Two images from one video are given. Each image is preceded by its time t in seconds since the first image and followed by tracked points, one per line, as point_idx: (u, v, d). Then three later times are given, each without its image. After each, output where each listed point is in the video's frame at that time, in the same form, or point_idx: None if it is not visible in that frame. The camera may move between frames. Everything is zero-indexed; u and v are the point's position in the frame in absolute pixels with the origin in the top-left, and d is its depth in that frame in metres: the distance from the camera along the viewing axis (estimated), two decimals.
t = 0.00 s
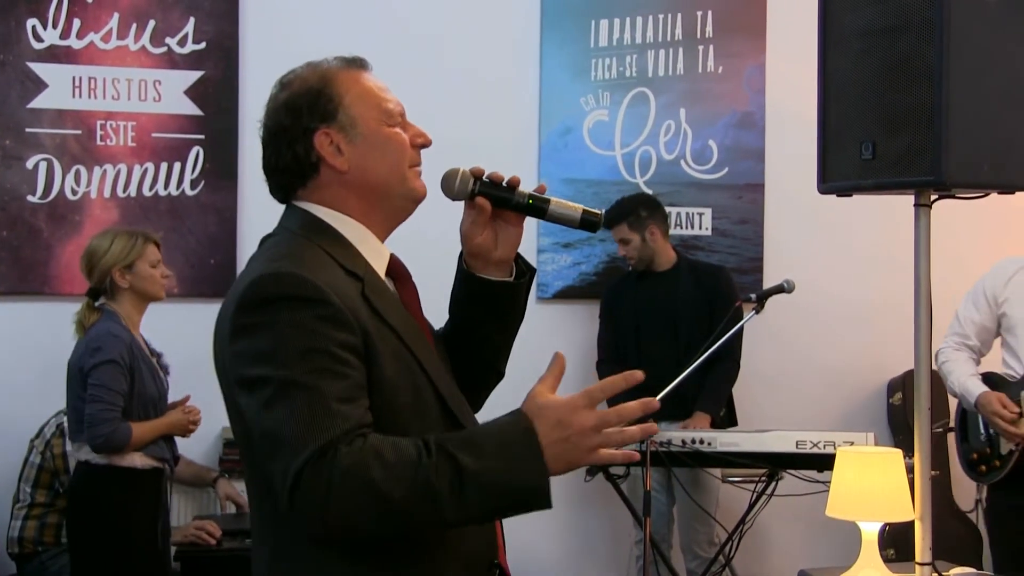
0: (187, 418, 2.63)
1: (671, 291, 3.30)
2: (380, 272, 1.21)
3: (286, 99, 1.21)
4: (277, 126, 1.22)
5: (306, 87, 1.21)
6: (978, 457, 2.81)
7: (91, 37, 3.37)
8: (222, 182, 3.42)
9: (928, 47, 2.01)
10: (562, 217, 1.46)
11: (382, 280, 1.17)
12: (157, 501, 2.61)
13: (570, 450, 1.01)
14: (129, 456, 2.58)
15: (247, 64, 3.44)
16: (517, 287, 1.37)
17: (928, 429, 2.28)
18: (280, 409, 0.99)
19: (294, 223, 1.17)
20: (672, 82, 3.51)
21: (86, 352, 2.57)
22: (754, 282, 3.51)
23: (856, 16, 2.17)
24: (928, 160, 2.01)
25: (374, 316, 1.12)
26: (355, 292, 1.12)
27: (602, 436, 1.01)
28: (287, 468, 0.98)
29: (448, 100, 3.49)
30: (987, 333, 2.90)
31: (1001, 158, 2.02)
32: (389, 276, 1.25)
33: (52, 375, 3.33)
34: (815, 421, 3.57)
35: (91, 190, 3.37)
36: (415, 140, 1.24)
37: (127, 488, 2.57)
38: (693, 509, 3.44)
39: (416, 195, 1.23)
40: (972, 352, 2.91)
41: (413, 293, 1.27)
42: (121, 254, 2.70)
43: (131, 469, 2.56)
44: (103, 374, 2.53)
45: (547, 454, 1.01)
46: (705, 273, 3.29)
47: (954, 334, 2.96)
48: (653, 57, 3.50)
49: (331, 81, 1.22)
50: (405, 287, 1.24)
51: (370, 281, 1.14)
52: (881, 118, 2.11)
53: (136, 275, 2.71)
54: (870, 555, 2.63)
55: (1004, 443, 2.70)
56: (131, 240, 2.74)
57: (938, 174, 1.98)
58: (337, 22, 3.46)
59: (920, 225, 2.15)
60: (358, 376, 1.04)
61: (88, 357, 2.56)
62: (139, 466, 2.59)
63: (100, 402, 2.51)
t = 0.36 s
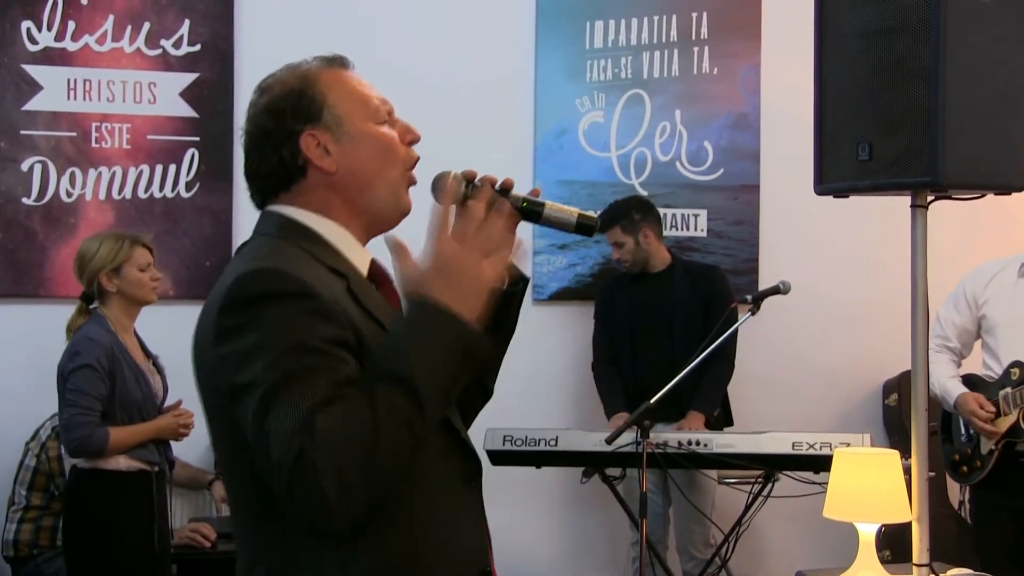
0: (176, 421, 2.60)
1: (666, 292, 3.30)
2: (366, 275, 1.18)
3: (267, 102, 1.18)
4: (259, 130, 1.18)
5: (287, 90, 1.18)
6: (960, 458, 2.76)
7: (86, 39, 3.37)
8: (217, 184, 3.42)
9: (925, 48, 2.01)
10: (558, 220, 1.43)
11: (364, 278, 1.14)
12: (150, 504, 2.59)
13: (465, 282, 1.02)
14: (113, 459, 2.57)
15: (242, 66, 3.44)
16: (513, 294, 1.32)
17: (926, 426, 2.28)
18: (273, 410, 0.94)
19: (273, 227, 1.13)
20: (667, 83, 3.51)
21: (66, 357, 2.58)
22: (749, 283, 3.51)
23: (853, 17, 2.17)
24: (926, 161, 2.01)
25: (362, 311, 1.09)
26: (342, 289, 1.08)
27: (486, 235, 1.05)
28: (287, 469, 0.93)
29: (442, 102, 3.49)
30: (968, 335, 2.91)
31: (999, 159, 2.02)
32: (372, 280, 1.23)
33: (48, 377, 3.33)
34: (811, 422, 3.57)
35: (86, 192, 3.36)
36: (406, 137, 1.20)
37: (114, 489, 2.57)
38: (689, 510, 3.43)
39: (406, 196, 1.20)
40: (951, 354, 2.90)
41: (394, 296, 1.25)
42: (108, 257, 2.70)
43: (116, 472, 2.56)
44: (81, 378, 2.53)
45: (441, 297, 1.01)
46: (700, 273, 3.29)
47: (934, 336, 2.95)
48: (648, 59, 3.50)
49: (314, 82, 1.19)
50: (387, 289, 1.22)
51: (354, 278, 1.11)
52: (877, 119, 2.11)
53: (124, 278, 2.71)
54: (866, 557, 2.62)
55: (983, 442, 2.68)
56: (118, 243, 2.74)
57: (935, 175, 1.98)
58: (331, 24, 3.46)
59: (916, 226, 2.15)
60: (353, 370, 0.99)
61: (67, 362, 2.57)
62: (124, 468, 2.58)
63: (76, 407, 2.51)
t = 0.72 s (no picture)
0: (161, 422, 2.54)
1: (664, 292, 3.29)
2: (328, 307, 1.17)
3: (224, 135, 1.16)
4: (216, 162, 1.17)
5: (244, 121, 1.16)
6: (950, 461, 2.75)
7: (86, 38, 3.37)
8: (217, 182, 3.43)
9: (927, 48, 2.00)
10: (524, 239, 1.32)
11: (327, 308, 1.12)
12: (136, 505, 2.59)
13: (452, 333, 0.98)
14: (97, 456, 2.55)
15: (242, 65, 3.44)
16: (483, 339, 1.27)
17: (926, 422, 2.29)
18: (232, 456, 0.91)
19: (230, 264, 1.11)
20: (666, 84, 3.50)
21: (57, 353, 2.61)
22: (748, 285, 3.51)
23: (853, 18, 2.16)
24: (927, 162, 2.00)
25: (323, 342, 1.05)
26: (302, 324, 1.05)
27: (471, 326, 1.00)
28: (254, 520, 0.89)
29: (442, 101, 3.49)
30: (956, 339, 2.90)
31: (1001, 160, 2.02)
32: (338, 309, 1.23)
33: (47, 375, 3.33)
34: (809, 424, 3.57)
35: (86, 191, 3.37)
36: (363, 171, 1.18)
37: (105, 487, 2.56)
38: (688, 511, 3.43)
39: (368, 229, 1.17)
40: (942, 358, 2.87)
41: (363, 323, 1.25)
42: (101, 254, 2.71)
43: (98, 469, 2.54)
44: (61, 374, 2.55)
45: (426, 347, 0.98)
46: (699, 273, 3.29)
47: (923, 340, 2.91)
48: (648, 59, 3.50)
49: (272, 114, 1.17)
50: (353, 317, 1.23)
51: (314, 311, 1.09)
52: (877, 120, 2.10)
53: (116, 276, 2.71)
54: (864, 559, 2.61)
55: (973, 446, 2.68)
56: (114, 239, 2.76)
57: (937, 177, 1.97)
58: (331, 22, 3.46)
59: (917, 227, 2.14)
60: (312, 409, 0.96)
61: (57, 358, 2.60)
62: (107, 466, 2.56)
63: (55, 403, 2.53)
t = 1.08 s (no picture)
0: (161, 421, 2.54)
1: (667, 292, 3.29)
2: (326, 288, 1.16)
3: (211, 123, 1.17)
4: (203, 152, 1.17)
5: (230, 109, 1.17)
6: (958, 461, 2.76)
7: (91, 38, 3.38)
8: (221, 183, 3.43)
9: (933, 49, 1.99)
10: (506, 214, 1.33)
11: (328, 290, 1.13)
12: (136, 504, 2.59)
13: (454, 300, 0.99)
14: (98, 455, 2.56)
15: (246, 64, 3.44)
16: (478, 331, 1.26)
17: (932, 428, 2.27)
18: (242, 435, 0.93)
19: (228, 250, 1.11)
20: (670, 84, 3.50)
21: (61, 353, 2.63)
22: (752, 285, 3.50)
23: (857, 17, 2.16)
24: (931, 163, 2.00)
25: (324, 325, 1.08)
26: (305, 306, 1.07)
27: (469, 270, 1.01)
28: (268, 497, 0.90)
29: (446, 102, 3.49)
30: (964, 340, 2.91)
31: (1005, 161, 2.01)
32: (337, 291, 1.23)
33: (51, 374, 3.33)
34: (813, 425, 3.56)
35: (90, 190, 3.37)
36: (353, 154, 1.19)
37: (107, 487, 2.56)
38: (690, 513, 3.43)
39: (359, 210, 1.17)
40: (950, 359, 2.89)
41: (364, 304, 1.25)
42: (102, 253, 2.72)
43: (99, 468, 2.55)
44: (61, 373, 2.56)
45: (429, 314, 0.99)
46: (703, 273, 3.28)
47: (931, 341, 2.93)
48: (652, 59, 3.50)
49: (258, 102, 1.17)
50: (353, 299, 1.23)
51: (316, 293, 1.10)
52: (882, 121, 2.10)
53: (116, 275, 2.71)
54: (868, 561, 2.61)
55: (984, 445, 2.67)
56: (114, 239, 2.76)
57: (941, 178, 1.96)
58: (335, 23, 3.47)
59: (922, 227, 2.14)
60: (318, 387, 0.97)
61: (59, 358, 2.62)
62: (109, 466, 2.57)
63: (56, 402, 2.54)
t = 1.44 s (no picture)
0: (187, 422, 2.60)
1: (677, 293, 3.29)
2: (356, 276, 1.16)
3: (231, 118, 1.16)
4: (226, 145, 1.17)
5: (249, 103, 1.16)
6: (990, 461, 2.78)
7: (101, 40, 3.39)
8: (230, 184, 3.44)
9: (941, 49, 1.99)
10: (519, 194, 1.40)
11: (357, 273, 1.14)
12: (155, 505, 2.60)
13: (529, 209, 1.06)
14: (120, 457, 2.57)
15: (255, 67, 3.45)
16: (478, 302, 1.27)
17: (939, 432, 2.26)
18: (290, 356, 0.99)
19: (258, 238, 1.11)
20: (679, 85, 3.50)
21: (78, 353, 2.60)
22: (762, 286, 3.50)
23: (866, 17, 2.15)
24: (940, 163, 1.99)
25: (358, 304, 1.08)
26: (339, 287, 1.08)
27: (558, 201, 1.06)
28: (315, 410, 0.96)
29: (454, 103, 3.49)
30: (994, 337, 2.87)
31: (1016, 162, 2.00)
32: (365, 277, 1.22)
33: (61, 375, 3.34)
34: (822, 425, 3.56)
35: (100, 192, 3.38)
36: (367, 141, 1.18)
37: (125, 487, 2.57)
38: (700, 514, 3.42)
39: (374, 199, 1.17)
40: (979, 357, 2.86)
41: (392, 289, 1.24)
42: (124, 253, 2.71)
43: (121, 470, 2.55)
44: (87, 374, 2.54)
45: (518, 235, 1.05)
46: (714, 274, 3.28)
47: (962, 338, 2.91)
48: (661, 60, 3.50)
49: (275, 94, 1.16)
50: (382, 283, 1.21)
51: (345, 275, 1.10)
52: (891, 121, 2.09)
53: (137, 277, 2.71)
54: (878, 561, 2.61)
55: (1015, 445, 2.69)
56: (134, 241, 2.74)
57: (950, 178, 1.96)
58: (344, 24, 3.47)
59: (930, 228, 2.14)
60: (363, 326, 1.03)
61: (79, 358, 2.58)
62: (130, 467, 2.58)
63: (82, 403, 2.52)
